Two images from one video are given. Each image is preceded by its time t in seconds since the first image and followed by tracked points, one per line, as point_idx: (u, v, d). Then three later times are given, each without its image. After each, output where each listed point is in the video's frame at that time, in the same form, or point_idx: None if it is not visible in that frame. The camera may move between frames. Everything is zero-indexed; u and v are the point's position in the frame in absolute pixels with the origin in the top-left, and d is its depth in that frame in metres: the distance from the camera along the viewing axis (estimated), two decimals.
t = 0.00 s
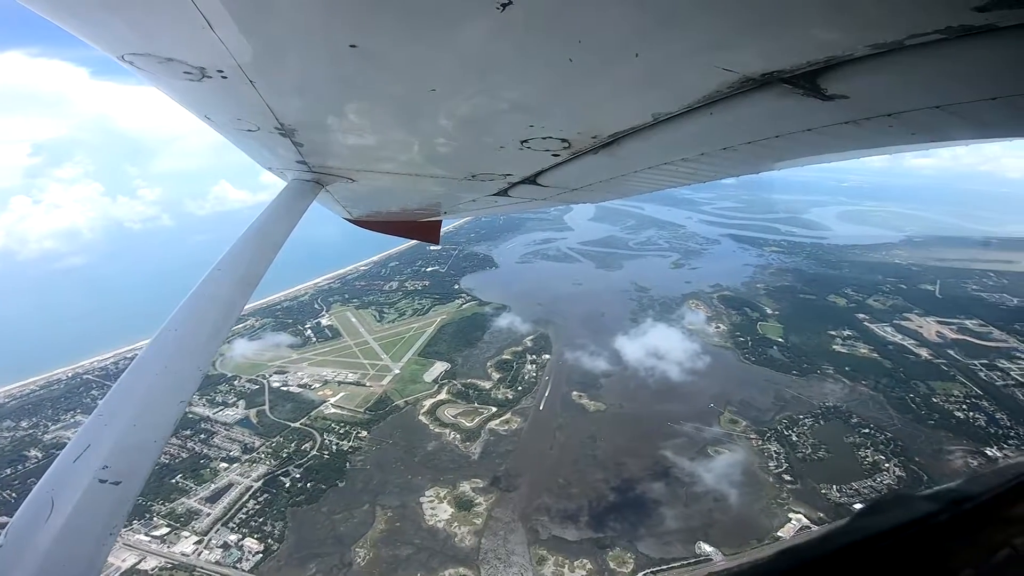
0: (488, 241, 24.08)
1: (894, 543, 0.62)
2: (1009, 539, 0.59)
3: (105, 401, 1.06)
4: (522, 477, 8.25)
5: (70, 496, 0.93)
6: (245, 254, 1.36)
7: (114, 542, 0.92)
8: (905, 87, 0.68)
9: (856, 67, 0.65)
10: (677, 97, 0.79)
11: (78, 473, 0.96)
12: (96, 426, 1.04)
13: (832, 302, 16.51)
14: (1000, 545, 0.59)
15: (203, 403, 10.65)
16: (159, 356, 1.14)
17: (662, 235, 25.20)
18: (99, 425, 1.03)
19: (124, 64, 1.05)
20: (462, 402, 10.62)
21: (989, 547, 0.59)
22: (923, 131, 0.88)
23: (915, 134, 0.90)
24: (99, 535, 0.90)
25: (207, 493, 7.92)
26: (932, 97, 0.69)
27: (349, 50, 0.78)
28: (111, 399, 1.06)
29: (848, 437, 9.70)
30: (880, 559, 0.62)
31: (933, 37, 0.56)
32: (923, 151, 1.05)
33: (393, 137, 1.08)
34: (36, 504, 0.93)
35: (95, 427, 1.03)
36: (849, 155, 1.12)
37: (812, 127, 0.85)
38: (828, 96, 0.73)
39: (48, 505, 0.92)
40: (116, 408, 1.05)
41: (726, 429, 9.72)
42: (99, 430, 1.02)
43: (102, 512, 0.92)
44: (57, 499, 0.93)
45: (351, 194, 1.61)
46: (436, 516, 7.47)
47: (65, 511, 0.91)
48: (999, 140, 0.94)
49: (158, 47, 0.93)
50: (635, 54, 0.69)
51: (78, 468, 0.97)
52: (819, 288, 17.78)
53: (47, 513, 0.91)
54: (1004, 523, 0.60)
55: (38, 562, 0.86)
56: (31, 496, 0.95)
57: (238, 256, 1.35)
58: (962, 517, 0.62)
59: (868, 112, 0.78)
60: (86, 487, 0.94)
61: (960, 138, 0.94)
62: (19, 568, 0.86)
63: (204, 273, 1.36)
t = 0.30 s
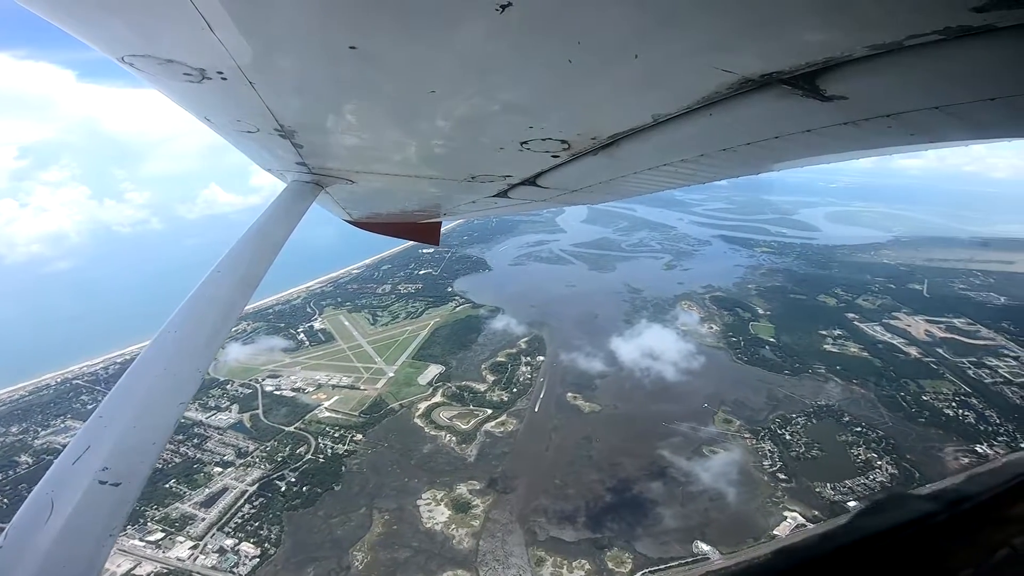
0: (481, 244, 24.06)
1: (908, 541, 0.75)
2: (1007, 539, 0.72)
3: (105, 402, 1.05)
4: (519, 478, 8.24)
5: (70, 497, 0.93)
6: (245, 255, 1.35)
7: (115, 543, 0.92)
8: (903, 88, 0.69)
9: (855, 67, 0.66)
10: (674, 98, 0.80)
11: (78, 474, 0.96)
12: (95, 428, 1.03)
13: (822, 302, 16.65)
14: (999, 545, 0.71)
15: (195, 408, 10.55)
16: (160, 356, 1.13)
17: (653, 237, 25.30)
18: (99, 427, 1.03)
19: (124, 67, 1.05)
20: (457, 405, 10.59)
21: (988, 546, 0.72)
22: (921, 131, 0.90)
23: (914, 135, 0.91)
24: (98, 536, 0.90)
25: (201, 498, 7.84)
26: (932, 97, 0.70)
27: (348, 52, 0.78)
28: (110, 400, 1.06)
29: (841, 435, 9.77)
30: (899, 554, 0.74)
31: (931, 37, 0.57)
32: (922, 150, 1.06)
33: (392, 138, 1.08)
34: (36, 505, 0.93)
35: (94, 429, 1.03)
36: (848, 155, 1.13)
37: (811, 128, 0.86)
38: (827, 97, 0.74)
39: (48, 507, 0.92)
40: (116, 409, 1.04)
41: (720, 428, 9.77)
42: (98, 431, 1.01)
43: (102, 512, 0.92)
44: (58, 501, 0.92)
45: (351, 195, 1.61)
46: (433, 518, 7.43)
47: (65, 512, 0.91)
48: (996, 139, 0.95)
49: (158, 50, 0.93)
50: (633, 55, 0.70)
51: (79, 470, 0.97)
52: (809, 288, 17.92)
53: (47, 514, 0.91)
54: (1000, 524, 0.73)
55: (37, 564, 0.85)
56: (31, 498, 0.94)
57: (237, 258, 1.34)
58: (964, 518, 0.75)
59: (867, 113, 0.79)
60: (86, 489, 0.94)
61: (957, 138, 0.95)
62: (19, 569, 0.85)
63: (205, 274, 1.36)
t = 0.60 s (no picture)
0: (475, 246, 24.03)
1: (904, 542, 0.69)
2: (1008, 540, 0.65)
3: (107, 403, 1.06)
4: (517, 479, 8.24)
5: (72, 497, 0.93)
6: (246, 257, 1.35)
7: (116, 545, 0.92)
8: (901, 89, 0.69)
9: (855, 67, 0.66)
10: (674, 99, 0.80)
11: (80, 476, 0.96)
12: (97, 429, 1.03)
13: (814, 301, 16.77)
14: (999, 545, 0.65)
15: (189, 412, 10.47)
16: (161, 358, 1.13)
17: (647, 238, 25.39)
18: (100, 428, 1.02)
19: (124, 68, 1.05)
20: (454, 407, 10.57)
21: (988, 547, 0.65)
22: (921, 131, 0.90)
23: (913, 135, 0.93)
24: (101, 536, 0.90)
25: (197, 502, 7.78)
26: (931, 97, 0.71)
27: (349, 54, 0.79)
28: (113, 402, 1.06)
29: (835, 433, 9.84)
30: (890, 555, 0.69)
31: (931, 38, 0.58)
32: (919, 150, 1.07)
33: (393, 139, 1.08)
34: (38, 506, 0.93)
35: (95, 430, 1.02)
36: (846, 156, 1.14)
37: (811, 128, 0.87)
38: (827, 97, 0.75)
39: (49, 508, 0.92)
40: (118, 410, 1.04)
41: (716, 427, 9.81)
42: (100, 433, 1.01)
43: (104, 513, 0.92)
44: (60, 503, 0.92)
45: (351, 197, 1.62)
46: (431, 520, 7.41)
47: (67, 514, 0.91)
48: (993, 140, 0.96)
49: (159, 51, 0.93)
50: (634, 56, 0.70)
51: (80, 472, 0.97)
52: (800, 288, 18.04)
53: (49, 516, 0.91)
54: (999, 526, 0.67)
55: (39, 565, 0.85)
56: (32, 499, 0.94)
57: (239, 260, 1.34)
58: (964, 519, 0.69)
59: (867, 113, 0.79)
60: (88, 490, 0.93)
61: (955, 138, 0.97)
62: (23, 570, 0.85)
63: (205, 277, 1.36)
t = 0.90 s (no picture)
0: (469, 247, 24.01)
1: (913, 540, 0.85)
2: (1011, 540, 0.80)
3: (108, 405, 1.06)
4: (515, 480, 8.23)
5: (74, 499, 0.94)
6: (247, 259, 1.35)
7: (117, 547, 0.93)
8: (901, 90, 0.70)
9: (857, 67, 0.67)
10: (674, 99, 0.81)
11: (81, 477, 0.97)
12: (97, 431, 1.04)
13: (807, 300, 16.88)
14: (1003, 545, 0.80)
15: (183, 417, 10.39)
16: (162, 361, 1.13)
17: (640, 238, 25.45)
18: (100, 430, 1.03)
19: (124, 70, 1.05)
20: (450, 409, 10.54)
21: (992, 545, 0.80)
22: (922, 131, 0.91)
23: (915, 135, 0.93)
24: (102, 538, 0.91)
25: (194, 506, 7.72)
26: (933, 98, 0.72)
27: (349, 55, 0.79)
28: (114, 403, 1.07)
29: (829, 431, 9.90)
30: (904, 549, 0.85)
31: (932, 37, 0.58)
32: (918, 150, 1.08)
33: (392, 140, 1.08)
34: (40, 506, 0.94)
35: (96, 431, 1.03)
36: (846, 155, 1.14)
37: (812, 128, 0.88)
38: (827, 97, 0.76)
39: (51, 510, 0.93)
40: (117, 411, 1.05)
41: (712, 427, 9.84)
42: (100, 435, 1.02)
43: (106, 515, 0.93)
44: (62, 505, 0.93)
45: (352, 197, 1.62)
46: (430, 523, 7.40)
47: (70, 515, 0.92)
48: (992, 140, 0.97)
49: (159, 54, 0.93)
50: (635, 56, 0.70)
51: (81, 473, 0.98)
52: (792, 287, 18.15)
53: (51, 516, 0.92)
54: (1002, 526, 0.83)
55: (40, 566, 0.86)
56: (34, 500, 0.95)
57: (240, 261, 1.35)
58: (968, 519, 0.85)
59: (867, 114, 0.80)
60: (90, 492, 0.95)
61: (954, 138, 0.97)
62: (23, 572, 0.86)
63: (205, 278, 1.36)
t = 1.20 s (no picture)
0: (463, 248, 23.98)
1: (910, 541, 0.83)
2: (1012, 540, 0.77)
3: (108, 405, 1.06)
4: (512, 481, 8.23)
5: (75, 499, 0.94)
6: (248, 259, 1.35)
7: (120, 546, 0.93)
8: (900, 89, 0.71)
9: (855, 67, 0.67)
10: (675, 99, 0.81)
11: (82, 477, 0.97)
12: (98, 431, 1.04)
13: (798, 299, 17.01)
14: (1004, 546, 0.77)
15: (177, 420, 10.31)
16: (163, 360, 1.13)
17: (633, 239, 25.54)
18: (102, 430, 1.03)
19: (125, 70, 1.05)
20: (446, 410, 10.53)
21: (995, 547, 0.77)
22: (922, 131, 0.92)
23: (914, 136, 0.94)
24: (103, 539, 0.91)
25: (189, 509, 7.67)
26: (933, 99, 0.72)
27: (350, 55, 0.79)
28: (113, 404, 1.06)
29: (822, 429, 9.97)
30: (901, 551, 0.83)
31: (933, 37, 0.59)
32: (917, 150, 1.09)
33: (394, 141, 1.09)
34: (41, 506, 0.94)
35: (98, 431, 1.03)
36: (844, 156, 1.15)
37: (813, 128, 0.89)
38: (829, 97, 0.76)
39: (52, 511, 0.93)
40: (119, 411, 1.05)
41: (707, 425, 9.89)
42: (101, 435, 1.02)
43: (107, 515, 0.93)
44: (63, 505, 0.93)
45: (353, 198, 1.62)
46: (428, 524, 7.39)
47: (70, 515, 0.92)
48: (992, 140, 0.98)
49: (161, 54, 0.93)
50: (635, 57, 0.71)
51: (82, 473, 0.98)
52: (784, 286, 18.29)
53: (51, 517, 0.92)
54: (1004, 526, 0.79)
55: (42, 566, 0.87)
56: (34, 501, 0.95)
57: (242, 261, 1.35)
58: (966, 519, 0.82)
59: (868, 113, 0.81)
60: (91, 492, 0.95)
61: (953, 137, 0.98)
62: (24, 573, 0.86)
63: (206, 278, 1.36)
